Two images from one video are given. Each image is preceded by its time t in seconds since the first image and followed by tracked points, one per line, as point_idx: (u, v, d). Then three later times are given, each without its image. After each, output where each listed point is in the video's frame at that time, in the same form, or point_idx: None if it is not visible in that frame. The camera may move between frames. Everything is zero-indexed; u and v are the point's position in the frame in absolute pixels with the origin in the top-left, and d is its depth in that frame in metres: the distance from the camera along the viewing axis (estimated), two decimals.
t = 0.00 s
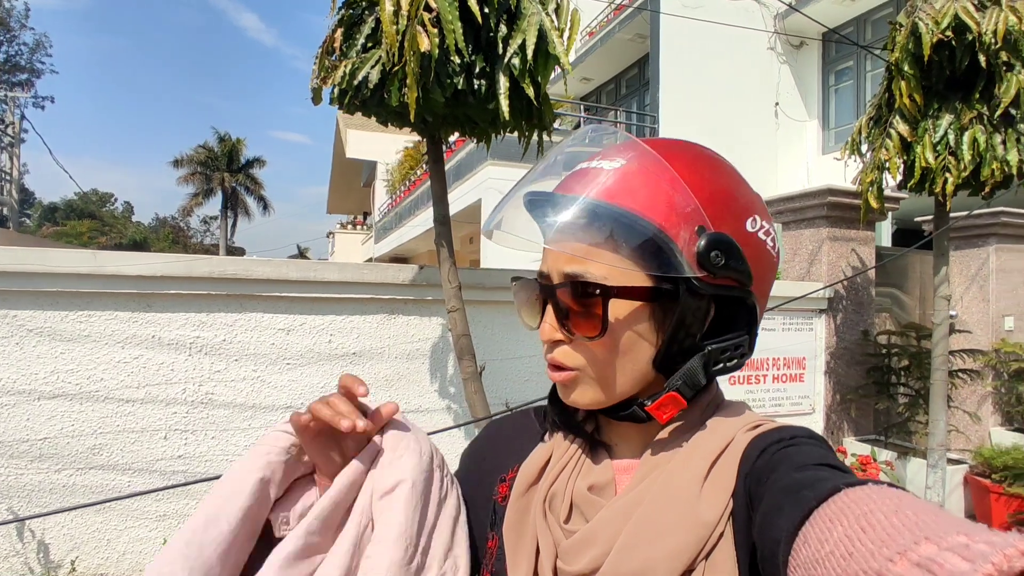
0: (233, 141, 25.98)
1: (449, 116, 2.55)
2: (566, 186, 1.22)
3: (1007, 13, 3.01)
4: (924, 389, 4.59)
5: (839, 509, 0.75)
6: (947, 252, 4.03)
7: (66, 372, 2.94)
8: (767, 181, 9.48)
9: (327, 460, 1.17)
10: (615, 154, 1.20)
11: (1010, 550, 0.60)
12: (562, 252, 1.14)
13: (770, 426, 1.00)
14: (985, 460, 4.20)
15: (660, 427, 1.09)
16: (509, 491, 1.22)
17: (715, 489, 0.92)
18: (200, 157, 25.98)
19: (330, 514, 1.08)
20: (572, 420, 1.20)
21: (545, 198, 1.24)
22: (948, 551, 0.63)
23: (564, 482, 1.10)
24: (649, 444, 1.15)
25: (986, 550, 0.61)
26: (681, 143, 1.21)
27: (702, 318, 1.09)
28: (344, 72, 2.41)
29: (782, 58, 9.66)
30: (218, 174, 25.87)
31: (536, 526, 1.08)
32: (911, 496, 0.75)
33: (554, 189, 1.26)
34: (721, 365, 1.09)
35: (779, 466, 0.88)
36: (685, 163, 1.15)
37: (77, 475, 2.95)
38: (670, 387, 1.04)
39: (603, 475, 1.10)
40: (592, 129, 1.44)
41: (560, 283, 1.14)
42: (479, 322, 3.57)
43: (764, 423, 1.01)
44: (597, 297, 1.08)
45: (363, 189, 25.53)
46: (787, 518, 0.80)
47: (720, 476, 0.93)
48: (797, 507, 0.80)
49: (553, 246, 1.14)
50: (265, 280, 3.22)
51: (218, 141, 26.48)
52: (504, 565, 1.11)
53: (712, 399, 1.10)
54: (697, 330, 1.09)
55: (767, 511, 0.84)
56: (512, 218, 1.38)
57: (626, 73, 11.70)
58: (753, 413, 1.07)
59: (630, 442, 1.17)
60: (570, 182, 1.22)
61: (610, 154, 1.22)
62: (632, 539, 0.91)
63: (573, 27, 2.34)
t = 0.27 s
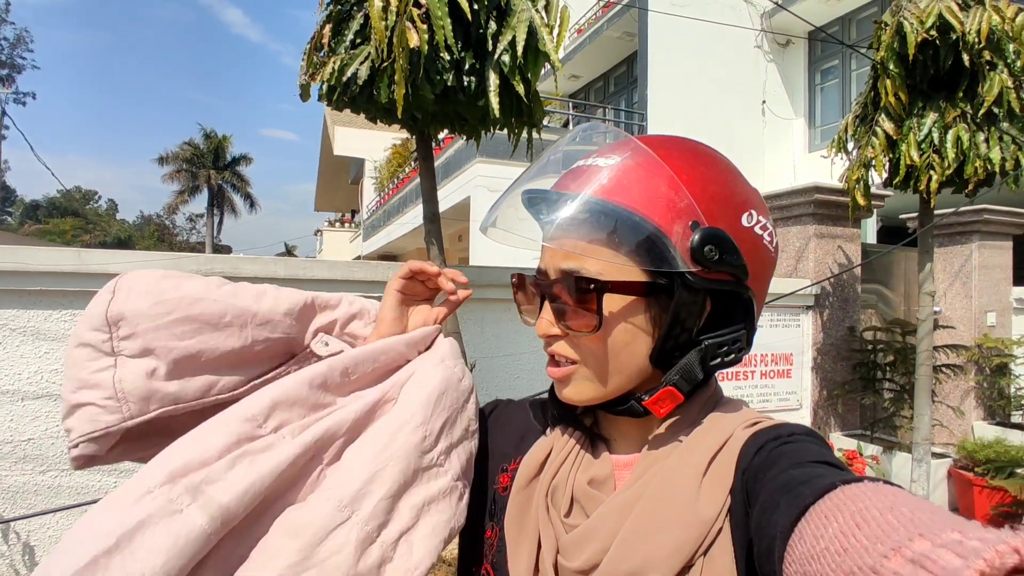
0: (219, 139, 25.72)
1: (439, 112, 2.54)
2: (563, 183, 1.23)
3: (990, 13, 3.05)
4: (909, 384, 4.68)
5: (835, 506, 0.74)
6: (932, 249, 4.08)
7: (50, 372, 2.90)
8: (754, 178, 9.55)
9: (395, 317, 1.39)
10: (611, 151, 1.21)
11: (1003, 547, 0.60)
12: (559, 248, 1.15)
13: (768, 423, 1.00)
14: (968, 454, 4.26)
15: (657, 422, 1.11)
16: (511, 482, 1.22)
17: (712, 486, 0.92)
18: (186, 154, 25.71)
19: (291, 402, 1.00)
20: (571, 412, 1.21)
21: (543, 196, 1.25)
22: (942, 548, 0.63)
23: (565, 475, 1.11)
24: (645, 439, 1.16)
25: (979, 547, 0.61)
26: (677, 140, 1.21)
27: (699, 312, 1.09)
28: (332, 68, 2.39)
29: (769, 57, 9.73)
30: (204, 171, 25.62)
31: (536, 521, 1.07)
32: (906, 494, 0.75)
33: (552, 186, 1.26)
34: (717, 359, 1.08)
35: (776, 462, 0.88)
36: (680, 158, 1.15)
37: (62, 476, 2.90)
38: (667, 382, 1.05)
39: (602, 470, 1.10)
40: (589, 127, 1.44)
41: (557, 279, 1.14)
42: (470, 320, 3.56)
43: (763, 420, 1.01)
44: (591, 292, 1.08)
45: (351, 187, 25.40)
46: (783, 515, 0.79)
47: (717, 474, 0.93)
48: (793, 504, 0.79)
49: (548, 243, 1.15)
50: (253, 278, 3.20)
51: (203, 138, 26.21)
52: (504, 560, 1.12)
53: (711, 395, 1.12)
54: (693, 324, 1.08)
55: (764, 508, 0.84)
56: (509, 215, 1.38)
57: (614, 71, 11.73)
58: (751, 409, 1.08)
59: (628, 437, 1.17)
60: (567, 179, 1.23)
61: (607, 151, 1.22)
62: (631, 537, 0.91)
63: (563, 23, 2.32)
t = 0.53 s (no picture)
0: (219, 137, 25.69)
1: (438, 112, 2.53)
2: (572, 179, 1.20)
3: (991, 13, 3.04)
4: (908, 384, 4.67)
5: (830, 507, 0.73)
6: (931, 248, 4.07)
7: (47, 371, 2.89)
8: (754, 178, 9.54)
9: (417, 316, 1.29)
10: (620, 150, 1.20)
11: (997, 548, 0.60)
12: (571, 244, 1.11)
13: (764, 424, 0.99)
14: (967, 454, 4.26)
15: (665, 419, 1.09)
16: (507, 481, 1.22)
17: (709, 489, 0.91)
18: (185, 152, 25.67)
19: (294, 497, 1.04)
20: (561, 416, 1.20)
21: (549, 191, 1.22)
22: (936, 549, 0.62)
23: (560, 477, 1.10)
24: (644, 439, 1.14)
25: (973, 548, 0.60)
26: (684, 142, 1.21)
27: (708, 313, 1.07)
28: (331, 67, 2.38)
29: (769, 56, 9.72)
30: (203, 169, 25.58)
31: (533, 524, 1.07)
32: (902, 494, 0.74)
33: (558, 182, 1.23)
34: (721, 357, 1.09)
35: (772, 464, 0.87)
36: (690, 159, 1.15)
37: (59, 476, 2.90)
38: (677, 381, 1.04)
39: (597, 471, 1.09)
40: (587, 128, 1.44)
41: (569, 277, 1.11)
42: (468, 319, 3.55)
43: (758, 422, 1.00)
44: (610, 290, 1.05)
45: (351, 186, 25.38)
46: (778, 517, 0.79)
47: (713, 476, 0.92)
48: (788, 505, 0.78)
49: (562, 239, 1.11)
50: (251, 278, 3.19)
51: (203, 137, 26.17)
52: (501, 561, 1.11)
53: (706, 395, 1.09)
54: (704, 325, 1.07)
55: (759, 510, 0.83)
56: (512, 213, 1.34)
57: (614, 70, 11.71)
58: (745, 409, 1.06)
59: (625, 438, 1.16)
60: (575, 175, 1.20)
61: (614, 149, 1.21)
62: (628, 540, 0.91)
63: (563, 22, 2.31)
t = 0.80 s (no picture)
0: (227, 136, 25.80)
1: (443, 111, 2.53)
2: (587, 166, 1.17)
3: (1001, 11, 3.01)
4: (917, 385, 4.65)
5: (816, 501, 0.77)
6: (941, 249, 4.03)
7: (55, 368, 2.91)
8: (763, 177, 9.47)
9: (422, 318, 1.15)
10: (629, 145, 1.22)
11: (978, 535, 0.61)
12: (600, 229, 1.08)
13: (749, 420, 1.04)
14: (976, 457, 4.22)
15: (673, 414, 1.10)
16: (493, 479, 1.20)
17: (698, 484, 0.94)
18: (194, 150, 25.79)
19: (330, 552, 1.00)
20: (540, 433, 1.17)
21: (564, 175, 1.17)
22: (920, 538, 0.64)
23: (549, 480, 1.09)
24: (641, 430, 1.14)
25: (955, 536, 0.62)
26: (680, 148, 1.28)
27: (710, 307, 1.14)
28: (335, 65, 2.38)
29: (778, 54, 9.66)
30: (212, 168, 25.69)
31: (523, 527, 1.06)
32: (886, 489, 0.77)
33: (568, 169, 1.19)
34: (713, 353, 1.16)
35: (759, 460, 0.91)
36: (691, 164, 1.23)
37: (67, 472, 2.93)
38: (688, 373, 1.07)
39: (585, 472, 1.08)
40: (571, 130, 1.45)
41: (599, 264, 1.07)
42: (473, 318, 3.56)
43: (744, 418, 1.04)
44: (654, 277, 1.04)
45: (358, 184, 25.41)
46: (767, 511, 0.82)
47: (703, 472, 0.96)
48: (776, 499, 0.82)
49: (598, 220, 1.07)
50: (257, 275, 3.19)
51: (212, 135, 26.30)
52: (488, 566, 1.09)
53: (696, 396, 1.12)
54: (707, 318, 1.13)
55: (747, 506, 0.86)
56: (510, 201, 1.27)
57: (622, 68, 11.66)
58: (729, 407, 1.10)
59: (615, 437, 1.16)
60: (589, 164, 1.18)
61: (622, 145, 1.22)
62: (623, 536, 0.92)
63: (568, 20, 2.30)
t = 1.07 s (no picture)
0: (241, 134, 25.99)
1: (450, 109, 2.53)
2: (581, 166, 1.17)
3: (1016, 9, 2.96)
4: (929, 389, 4.61)
5: (804, 501, 0.76)
6: (955, 249, 3.97)
7: (67, 363, 2.95)
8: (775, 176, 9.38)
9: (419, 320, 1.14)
10: (619, 146, 1.22)
11: (963, 535, 0.61)
12: (596, 227, 1.07)
13: (739, 421, 1.04)
14: (990, 460, 4.17)
15: (668, 413, 1.11)
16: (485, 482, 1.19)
17: (687, 484, 0.94)
18: (208, 148, 26.01)
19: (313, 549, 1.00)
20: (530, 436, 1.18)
21: (558, 174, 1.16)
22: (906, 538, 0.64)
23: (541, 480, 1.09)
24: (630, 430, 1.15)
25: (941, 536, 0.62)
26: (669, 150, 1.29)
27: (703, 307, 1.14)
28: (343, 64, 2.40)
29: (792, 52, 9.56)
30: (226, 165, 25.89)
31: (514, 528, 1.06)
32: (874, 489, 0.77)
33: (562, 169, 1.19)
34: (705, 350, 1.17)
35: (749, 460, 0.91)
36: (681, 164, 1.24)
37: (79, 465, 2.97)
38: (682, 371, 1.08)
39: (576, 473, 1.08)
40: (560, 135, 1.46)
41: (594, 263, 1.06)
42: (480, 317, 3.56)
43: (734, 419, 1.04)
44: (650, 274, 1.04)
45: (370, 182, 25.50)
46: (755, 512, 0.81)
47: (691, 471, 0.95)
48: (765, 500, 0.81)
49: (595, 216, 1.07)
50: (265, 273, 3.22)
51: (226, 133, 26.50)
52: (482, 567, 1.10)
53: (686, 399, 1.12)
54: (700, 318, 1.13)
55: (736, 507, 0.86)
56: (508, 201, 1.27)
57: (634, 67, 11.60)
58: (722, 408, 1.09)
59: (607, 438, 1.16)
60: (582, 163, 1.18)
61: (612, 146, 1.23)
62: (612, 536, 0.92)
63: (575, 19, 2.29)
